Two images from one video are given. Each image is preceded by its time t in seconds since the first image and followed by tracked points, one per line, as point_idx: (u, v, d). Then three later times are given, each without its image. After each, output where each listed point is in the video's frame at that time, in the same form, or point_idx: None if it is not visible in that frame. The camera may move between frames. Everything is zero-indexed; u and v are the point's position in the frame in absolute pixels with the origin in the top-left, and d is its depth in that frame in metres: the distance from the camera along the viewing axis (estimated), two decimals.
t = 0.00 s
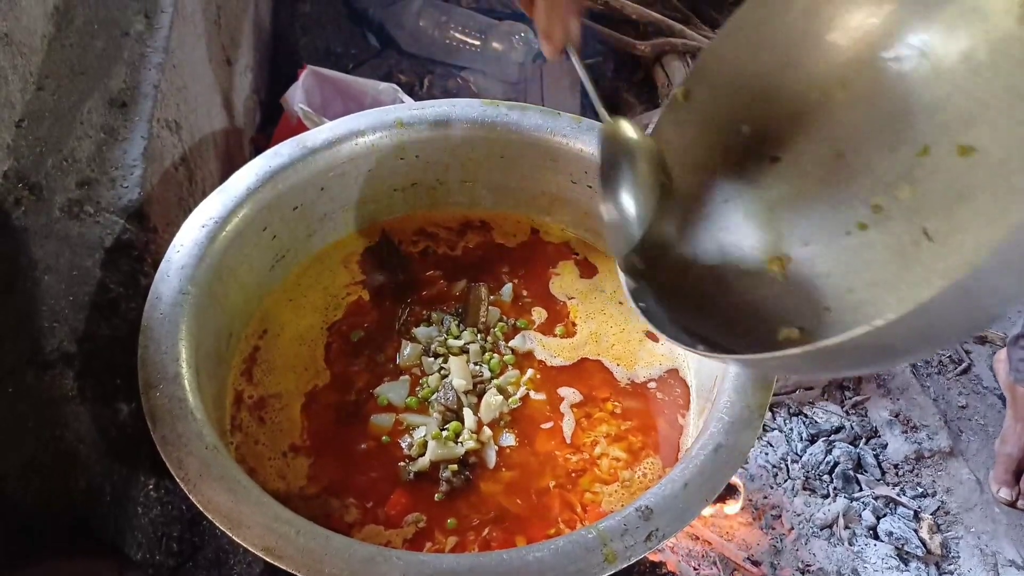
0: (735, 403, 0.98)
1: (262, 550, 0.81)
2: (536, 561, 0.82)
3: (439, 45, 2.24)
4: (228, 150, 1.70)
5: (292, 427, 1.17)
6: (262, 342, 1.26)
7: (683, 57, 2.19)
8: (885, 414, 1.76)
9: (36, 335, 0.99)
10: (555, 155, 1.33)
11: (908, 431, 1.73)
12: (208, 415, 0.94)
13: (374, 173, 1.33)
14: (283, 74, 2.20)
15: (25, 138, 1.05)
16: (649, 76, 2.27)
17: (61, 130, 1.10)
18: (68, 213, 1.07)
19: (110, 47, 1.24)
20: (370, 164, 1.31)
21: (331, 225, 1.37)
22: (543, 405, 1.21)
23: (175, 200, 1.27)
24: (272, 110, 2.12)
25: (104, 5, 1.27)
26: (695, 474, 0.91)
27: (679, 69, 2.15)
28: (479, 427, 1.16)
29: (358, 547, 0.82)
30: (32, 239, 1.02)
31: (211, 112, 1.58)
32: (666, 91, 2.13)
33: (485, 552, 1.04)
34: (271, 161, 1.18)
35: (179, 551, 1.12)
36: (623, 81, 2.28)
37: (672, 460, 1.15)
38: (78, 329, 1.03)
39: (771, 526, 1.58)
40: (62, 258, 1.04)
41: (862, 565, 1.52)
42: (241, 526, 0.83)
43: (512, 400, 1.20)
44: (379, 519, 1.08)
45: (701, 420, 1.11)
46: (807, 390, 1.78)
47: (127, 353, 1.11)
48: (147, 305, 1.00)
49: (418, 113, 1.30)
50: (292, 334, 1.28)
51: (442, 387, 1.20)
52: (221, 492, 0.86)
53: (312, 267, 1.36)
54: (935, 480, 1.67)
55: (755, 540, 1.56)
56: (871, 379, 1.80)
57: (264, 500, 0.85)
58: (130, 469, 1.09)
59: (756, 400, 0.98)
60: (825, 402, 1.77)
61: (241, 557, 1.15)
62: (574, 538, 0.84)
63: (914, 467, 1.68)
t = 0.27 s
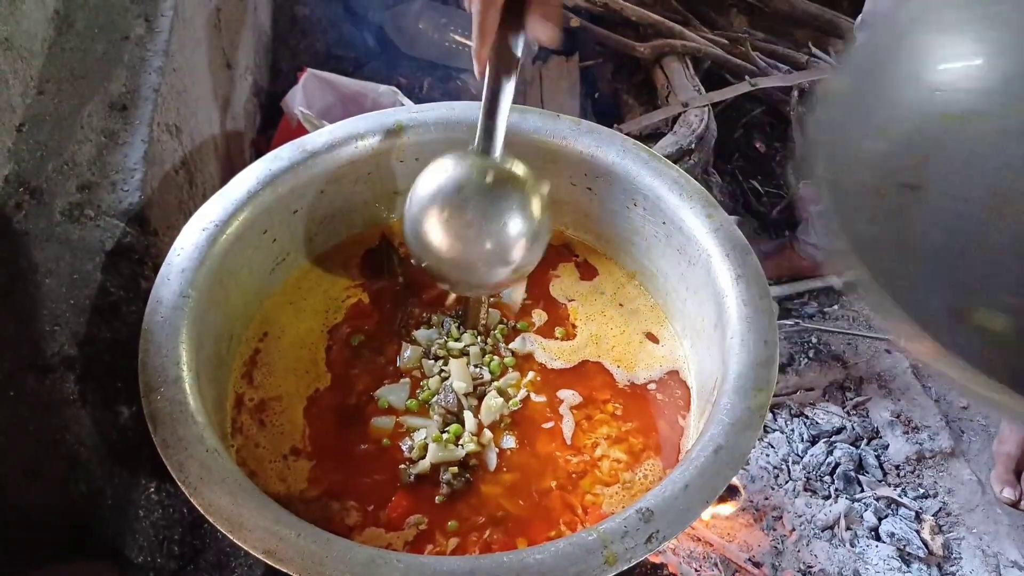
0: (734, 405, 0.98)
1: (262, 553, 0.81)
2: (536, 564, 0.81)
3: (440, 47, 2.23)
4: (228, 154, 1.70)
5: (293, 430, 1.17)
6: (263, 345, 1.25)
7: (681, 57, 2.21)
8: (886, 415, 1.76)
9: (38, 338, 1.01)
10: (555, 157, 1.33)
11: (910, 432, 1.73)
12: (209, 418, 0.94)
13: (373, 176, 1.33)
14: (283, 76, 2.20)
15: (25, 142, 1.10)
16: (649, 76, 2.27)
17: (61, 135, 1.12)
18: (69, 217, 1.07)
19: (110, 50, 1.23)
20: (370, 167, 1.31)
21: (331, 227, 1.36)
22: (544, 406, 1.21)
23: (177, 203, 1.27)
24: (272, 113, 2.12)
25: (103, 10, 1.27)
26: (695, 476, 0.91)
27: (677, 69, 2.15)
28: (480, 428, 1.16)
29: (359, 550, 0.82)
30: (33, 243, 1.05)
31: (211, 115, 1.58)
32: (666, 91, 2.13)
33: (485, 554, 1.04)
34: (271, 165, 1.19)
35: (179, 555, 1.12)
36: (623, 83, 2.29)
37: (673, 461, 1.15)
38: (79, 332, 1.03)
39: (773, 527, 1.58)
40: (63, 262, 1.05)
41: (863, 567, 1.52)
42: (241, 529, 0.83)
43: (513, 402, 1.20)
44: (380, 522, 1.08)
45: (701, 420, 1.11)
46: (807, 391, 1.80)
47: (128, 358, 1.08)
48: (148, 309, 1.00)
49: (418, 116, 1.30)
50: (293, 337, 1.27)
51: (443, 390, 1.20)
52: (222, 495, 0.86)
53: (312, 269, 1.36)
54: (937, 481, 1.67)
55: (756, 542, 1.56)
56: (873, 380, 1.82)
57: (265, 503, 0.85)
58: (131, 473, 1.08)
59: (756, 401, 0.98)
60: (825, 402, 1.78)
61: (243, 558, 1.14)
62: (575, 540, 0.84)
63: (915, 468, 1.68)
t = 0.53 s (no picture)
0: (732, 405, 0.98)
1: (261, 552, 0.82)
2: (534, 564, 0.82)
3: (440, 49, 2.24)
4: (229, 155, 1.71)
5: (292, 430, 1.17)
6: (263, 345, 1.26)
7: (682, 58, 2.19)
8: (886, 416, 1.76)
9: (39, 339, 1.02)
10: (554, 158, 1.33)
11: (910, 433, 1.73)
12: (208, 418, 0.95)
13: (373, 177, 1.33)
14: (283, 77, 2.20)
15: (27, 143, 1.10)
16: (649, 77, 2.27)
17: (61, 136, 1.12)
18: (71, 218, 1.08)
19: (112, 52, 1.24)
20: (369, 168, 1.31)
21: (330, 228, 1.37)
22: (543, 405, 1.22)
23: (178, 204, 1.28)
24: (273, 114, 2.13)
25: (105, 11, 1.28)
26: (693, 476, 0.91)
27: (678, 71, 2.14)
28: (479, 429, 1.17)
29: (358, 549, 0.82)
30: (35, 245, 1.05)
31: (212, 116, 1.59)
32: (667, 92, 2.12)
33: (485, 554, 1.04)
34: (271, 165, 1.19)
35: (179, 554, 1.12)
36: (623, 84, 2.29)
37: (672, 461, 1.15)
38: (80, 333, 1.04)
39: (773, 528, 1.58)
40: (64, 263, 1.05)
41: (863, 567, 1.52)
42: (241, 528, 0.83)
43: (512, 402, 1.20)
44: (380, 521, 1.08)
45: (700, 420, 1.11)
46: (808, 392, 1.80)
47: (130, 357, 1.09)
48: (149, 309, 1.00)
49: (418, 117, 1.31)
50: (293, 337, 1.28)
51: (442, 390, 1.21)
52: (221, 494, 0.86)
53: (312, 270, 1.36)
54: (937, 482, 1.67)
55: (756, 543, 1.55)
56: (873, 381, 1.82)
57: (264, 502, 0.86)
58: (131, 472, 1.10)
59: (755, 401, 0.99)
60: (825, 403, 1.79)
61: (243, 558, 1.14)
62: (573, 539, 0.85)
63: (916, 469, 1.68)
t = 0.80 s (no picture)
0: (727, 411, 0.99)
1: (257, 560, 0.82)
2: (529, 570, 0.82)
3: (438, 54, 2.25)
4: (227, 161, 1.72)
5: (289, 437, 1.17)
6: (260, 351, 1.26)
7: (678, 64, 2.21)
8: (884, 419, 1.76)
9: (39, 347, 1.01)
10: (549, 164, 1.34)
11: (909, 436, 1.73)
12: (205, 426, 0.95)
13: (369, 184, 1.34)
14: (282, 83, 2.21)
15: (24, 152, 1.06)
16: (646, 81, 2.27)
17: (59, 144, 1.10)
18: (69, 226, 1.08)
19: (110, 60, 1.25)
20: (365, 175, 1.32)
21: (327, 234, 1.37)
22: (540, 410, 1.22)
23: (176, 212, 1.29)
24: (272, 120, 2.13)
25: (104, 18, 1.28)
26: (686, 482, 0.92)
27: (675, 76, 2.15)
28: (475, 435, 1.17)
29: (354, 557, 0.83)
30: (32, 251, 1.03)
31: (211, 123, 1.60)
32: (663, 97, 2.13)
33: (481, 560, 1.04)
34: (267, 173, 1.20)
35: (177, 561, 1.16)
36: (621, 89, 2.30)
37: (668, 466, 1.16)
38: (78, 340, 1.05)
39: (772, 532, 1.58)
40: (62, 270, 1.05)
41: (862, 571, 1.52)
42: (237, 536, 0.84)
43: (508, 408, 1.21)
44: (377, 528, 1.08)
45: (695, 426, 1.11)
46: (806, 395, 1.81)
47: (128, 364, 1.11)
48: (145, 317, 1.01)
49: (414, 124, 1.31)
50: (290, 345, 1.28)
51: (439, 396, 1.21)
52: (218, 502, 0.87)
53: (308, 276, 1.37)
54: (936, 485, 1.67)
55: (756, 547, 1.56)
56: (871, 385, 1.82)
57: (261, 510, 0.86)
58: (130, 480, 1.11)
59: (749, 407, 0.99)
60: (824, 407, 1.79)
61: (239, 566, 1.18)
62: (568, 546, 0.85)
63: (914, 472, 1.68)
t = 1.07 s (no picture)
0: (723, 418, 0.99)
1: (255, 570, 0.82)
2: None
3: (437, 61, 2.25)
4: (226, 169, 1.72)
5: (288, 446, 1.18)
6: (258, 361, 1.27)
7: (676, 71, 2.22)
8: (884, 423, 1.77)
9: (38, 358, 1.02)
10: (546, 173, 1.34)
11: (908, 440, 1.74)
12: (203, 436, 0.95)
13: (367, 194, 1.34)
14: (281, 91, 2.22)
15: (24, 163, 1.10)
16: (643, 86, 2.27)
17: (58, 156, 1.13)
18: (66, 237, 1.09)
19: (109, 71, 1.25)
20: (363, 185, 1.32)
21: (326, 244, 1.37)
22: (537, 418, 1.22)
23: (175, 221, 1.29)
24: (271, 128, 2.14)
25: (102, 30, 1.29)
26: (683, 489, 0.92)
27: (673, 83, 2.16)
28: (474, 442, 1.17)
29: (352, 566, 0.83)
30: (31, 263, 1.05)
31: (210, 132, 1.60)
32: (661, 104, 2.14)
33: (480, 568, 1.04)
34: (264, 184, 1.20)
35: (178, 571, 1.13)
36: (618, 96, 2.31)
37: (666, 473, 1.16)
38: (77, 350, 1.05)
39: (772, 537, 1.58)
40: (62, 281, 1.06)
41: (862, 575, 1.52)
42: (236, 546, 0.84)
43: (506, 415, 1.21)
44: (376, 537, 1.09)
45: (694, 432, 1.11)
46: (807, 400, 1.81)
47: (127, 374, 1.11)
48: (144, 328, 1.01)
49: (411, 134, 1.32)
50: (288, 354, 1.29)
51: (437, 405, 1.22)
52: (216, 513, 0.87)
53: (307, 286, 1.37)
54: (935, 489, 1.68)
55: (755, 552, 1.56)
56: (870, 390, 1.83)
57: (259, 520, 0.86)
58: (129, 489, 1.12)
59: (745, 413, 0.99)
60: (823, 411, 1.80)
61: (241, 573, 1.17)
62: (565, 554, 0.85)
63: (914, 476, 1.69)
